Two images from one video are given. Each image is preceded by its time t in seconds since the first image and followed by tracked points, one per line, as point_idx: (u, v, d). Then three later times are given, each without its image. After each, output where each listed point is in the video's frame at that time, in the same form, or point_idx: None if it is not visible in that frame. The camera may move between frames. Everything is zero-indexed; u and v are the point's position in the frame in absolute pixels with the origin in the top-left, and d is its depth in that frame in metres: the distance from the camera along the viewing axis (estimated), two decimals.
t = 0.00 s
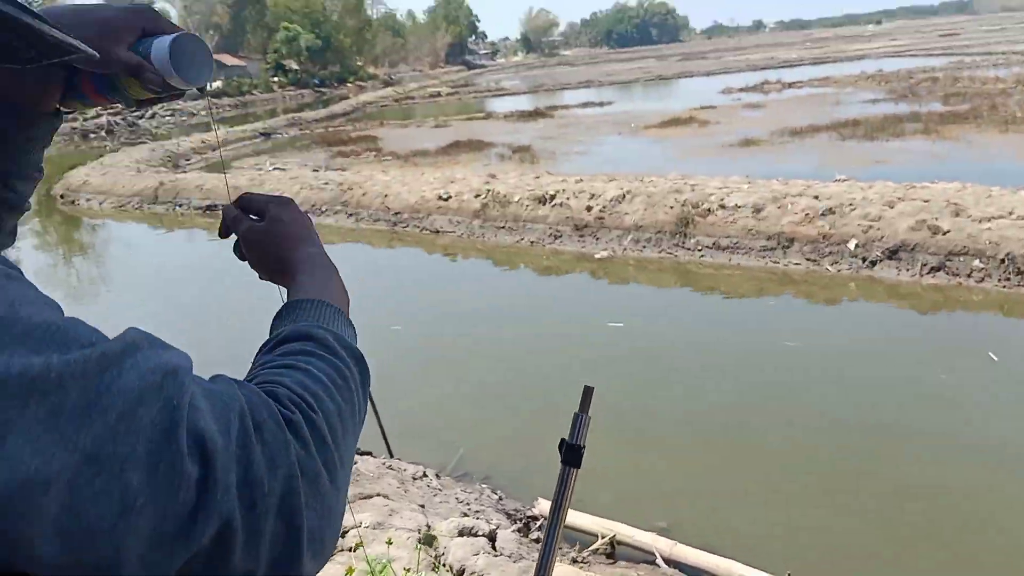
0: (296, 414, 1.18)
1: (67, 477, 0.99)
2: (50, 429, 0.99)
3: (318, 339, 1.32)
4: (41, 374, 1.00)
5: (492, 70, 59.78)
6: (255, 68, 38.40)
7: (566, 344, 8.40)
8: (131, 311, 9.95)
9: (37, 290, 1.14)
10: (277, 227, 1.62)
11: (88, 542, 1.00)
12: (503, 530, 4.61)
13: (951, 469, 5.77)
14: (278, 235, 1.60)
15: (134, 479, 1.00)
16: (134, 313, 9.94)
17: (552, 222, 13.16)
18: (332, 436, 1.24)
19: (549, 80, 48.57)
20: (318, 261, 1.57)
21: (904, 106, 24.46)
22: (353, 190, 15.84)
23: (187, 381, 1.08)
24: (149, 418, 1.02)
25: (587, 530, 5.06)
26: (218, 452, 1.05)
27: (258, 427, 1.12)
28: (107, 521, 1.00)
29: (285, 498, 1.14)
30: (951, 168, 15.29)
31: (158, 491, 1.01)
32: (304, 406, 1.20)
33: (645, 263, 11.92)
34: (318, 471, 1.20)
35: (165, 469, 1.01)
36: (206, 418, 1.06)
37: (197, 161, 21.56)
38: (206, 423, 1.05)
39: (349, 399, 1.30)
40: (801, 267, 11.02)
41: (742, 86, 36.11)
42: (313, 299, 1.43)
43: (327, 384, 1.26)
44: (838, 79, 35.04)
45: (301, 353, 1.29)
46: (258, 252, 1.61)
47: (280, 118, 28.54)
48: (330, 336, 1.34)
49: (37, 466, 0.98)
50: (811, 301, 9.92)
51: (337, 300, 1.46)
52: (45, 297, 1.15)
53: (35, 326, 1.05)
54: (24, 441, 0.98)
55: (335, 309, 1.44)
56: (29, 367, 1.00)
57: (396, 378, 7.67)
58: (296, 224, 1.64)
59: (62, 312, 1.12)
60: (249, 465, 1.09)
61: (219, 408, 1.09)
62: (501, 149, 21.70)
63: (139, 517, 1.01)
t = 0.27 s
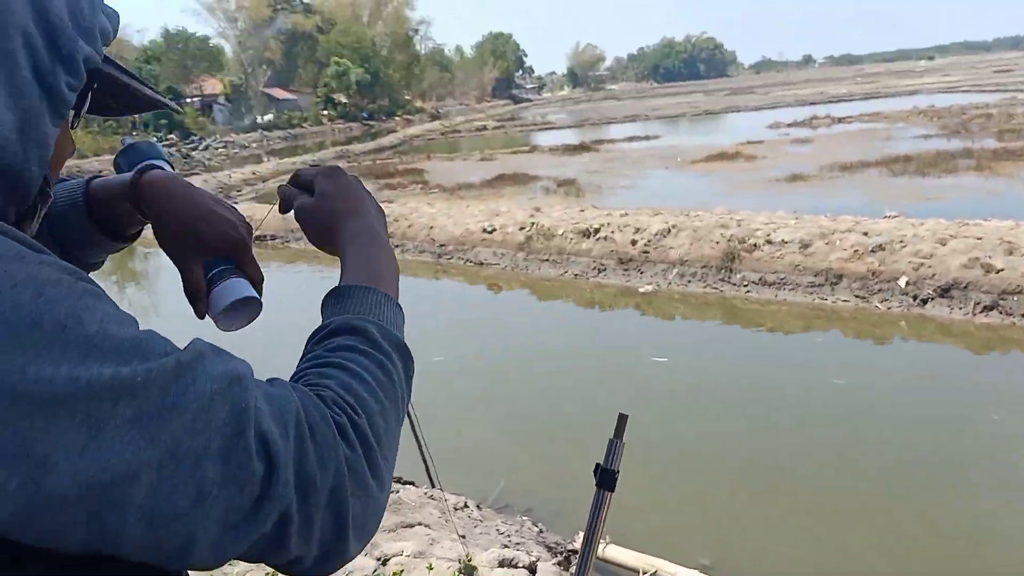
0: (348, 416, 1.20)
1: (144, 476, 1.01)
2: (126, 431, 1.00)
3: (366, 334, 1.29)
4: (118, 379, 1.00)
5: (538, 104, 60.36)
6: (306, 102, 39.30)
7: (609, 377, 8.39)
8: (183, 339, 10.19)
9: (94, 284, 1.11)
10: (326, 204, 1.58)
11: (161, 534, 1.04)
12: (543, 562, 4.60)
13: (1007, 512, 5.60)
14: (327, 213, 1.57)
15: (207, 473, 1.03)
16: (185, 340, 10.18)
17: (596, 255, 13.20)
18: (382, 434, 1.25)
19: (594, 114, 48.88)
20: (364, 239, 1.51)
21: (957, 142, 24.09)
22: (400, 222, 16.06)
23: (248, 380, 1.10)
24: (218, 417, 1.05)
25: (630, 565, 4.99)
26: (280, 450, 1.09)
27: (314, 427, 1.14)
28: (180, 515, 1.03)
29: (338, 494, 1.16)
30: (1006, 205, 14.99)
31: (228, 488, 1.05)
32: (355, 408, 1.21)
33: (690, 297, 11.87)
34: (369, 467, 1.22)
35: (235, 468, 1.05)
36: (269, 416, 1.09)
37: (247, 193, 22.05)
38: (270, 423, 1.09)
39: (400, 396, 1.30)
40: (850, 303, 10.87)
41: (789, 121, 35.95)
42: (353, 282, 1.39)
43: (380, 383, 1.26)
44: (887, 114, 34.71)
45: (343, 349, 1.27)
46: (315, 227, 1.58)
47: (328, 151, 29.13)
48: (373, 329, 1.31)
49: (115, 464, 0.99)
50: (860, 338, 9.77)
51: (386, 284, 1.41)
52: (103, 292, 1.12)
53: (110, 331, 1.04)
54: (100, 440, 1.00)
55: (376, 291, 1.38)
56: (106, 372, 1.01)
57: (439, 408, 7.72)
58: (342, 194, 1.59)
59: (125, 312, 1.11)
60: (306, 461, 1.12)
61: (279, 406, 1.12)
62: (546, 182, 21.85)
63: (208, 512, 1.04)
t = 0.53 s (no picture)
0: (391, 477, 1.17)
1: (204, 516, 0.99)
2: (193, 471, 0.99)
3: (406, 411, 1.29)
4: (190, 419, 1.00)
5: (582, 132, 60.58)
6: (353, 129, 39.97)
7: (652, 407, 8.31)
8: (229, 361, 10.37)
9: (168, 322, 1.12)
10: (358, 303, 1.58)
11: None
12: None
13: None
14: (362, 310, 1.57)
15: (261, 519, 1.01)
16: (232, 362, 10.35)
17: (640, 283, 13.15)
18: (422, 498, 1.22)
19: (638, 142, 48.89)
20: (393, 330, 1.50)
21: (1010, 171, 23.60)
22: (443, 248, 16.19)
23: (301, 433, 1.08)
24: (274, 465, 1.02)
25: None
26: (329, 503, 1.06)
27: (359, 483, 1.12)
28: (232, 560, 1.00)
29: (379, 551, 1.12)
30: None
31: (278, 537, 1.02)
32: (395, 469, 1.18)
33: (735, 327, 11.73)
34: (410, 528, 1.19)
35: (289, 514, 1.02)
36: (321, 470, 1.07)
37: (294, 218, 22.42)
38: (324, 476, 1.06)
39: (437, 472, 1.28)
40: (900, 334, 10.65)
41: (837, 148, 35.53)
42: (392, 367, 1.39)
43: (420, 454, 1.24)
44: (938, 143, 34.15)
45: (385, 423, 1.26)
46: (353, 331, 1.57)
47: (374, 177, 29.55)
48: (413, 406, 1.30)
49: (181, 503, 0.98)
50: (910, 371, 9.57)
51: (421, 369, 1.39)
52: (176, 328, 1.12)
53: (186, 374, 1.04)
54: (167, 479, 0.98)
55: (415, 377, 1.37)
56: (178, 412, 1.00)
57: (480, 435, 7.73)
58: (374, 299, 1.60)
59: (198, 354, 1.11)
60: (352, 513, 1.09)
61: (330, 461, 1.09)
62: (590, 209, 21.85)
63: (259, 558, 1.01)
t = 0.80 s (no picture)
0: (435, 478, 1.12)
1: (264, 517, 0.96)
2: (255, 474, 0.96)
3: (457, 415, 1.22)
4: (253, 427, 0.98)
5: (636, 157, 60.62)
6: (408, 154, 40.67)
7: (705, 435, 8.21)
8: (285, 381, 10.59)
9: (224, 342, 1.11)
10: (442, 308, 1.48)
11: None
12: None
13: None
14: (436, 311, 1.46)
15: (316, 519, 0.97)
16: (288, 382, 10.56)
17: (693, 309, 13.06)
18: (468, 504, 1.16)
19: (693, 167, 48.73)
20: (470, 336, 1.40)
21: None
22: (496, 272, 16.32)
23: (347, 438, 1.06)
24: (329, 470, 1.00)
25: None
26: (378, 506, 1.03)
27: (409, 485, 1.08)
28: (283, 559, 0.97)
29: (424, 556, 1.08)
30: None
31: (332, 535, 0.98)
32: (442, 471, 1.13)
33: (790, 355, 11.54)
34: (454, 534, 1.14)
35: (343, 515, 0.99)
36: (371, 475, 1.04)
37: (350, 242, 22.83)
38: (371, 479, 1.03)
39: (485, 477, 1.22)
40: (963, 365, 10.36)
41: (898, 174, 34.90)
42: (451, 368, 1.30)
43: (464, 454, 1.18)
44: (1004, 168, 33.34)
45: (429, 427, 1.19)
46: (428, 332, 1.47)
47: (429, 202, 29.99)
48: (464, 409, 1.23)
49: (245, 506, 0.95)
50: (973, 402, 9.30)
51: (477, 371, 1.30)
52: (231, 349, 1.12)
53: (247, 390, 1.02)
54: (233, 484, 0.95)
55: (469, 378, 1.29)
56: (241, 423, 0.98)
57: (529, 460, 7.73)
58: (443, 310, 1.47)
59: (252, 370, 1.09)
60: (399, 517, 1.05)
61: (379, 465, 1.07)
62: (643, 234, 21.84)
63: (314, 553, 0.98)
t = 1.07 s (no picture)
0: (456, 495, 1.10)
1: (303, 519, 0.94)
2: (298, 482, 0.95)
3: (466, 432, 1.18)
4: (302, 436, 0.97)
5: (689, 165, 60.14)
6: (460, 164, 40.98)
7: (757, 447, 8.09)
8: (337, 388, 10.75)
9: (280, 351, 1.10)
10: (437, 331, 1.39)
11: None
12: None
13: None
14: (430, 330, 1.37)
15: (345, 528, 0.96)
16: (340, 388, 10.72)
17: (746, 319, 12.92)
18: (483, 519, 1.14)
19: (747, 176, 48.16)
20: (468, 352, 1.33)
21: None
22: (545, 281, 16.33)
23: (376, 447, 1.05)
24: (361, 480, 0.99)
25: None
26: (405, 518, 1.01)
27: (433, 497, 1.06)
28: (316, 562, 0.95)
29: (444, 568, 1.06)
30: None
31: (360, 541, 0.97)
32: (461, 487, 1.11)
33: (846, 367, 11.32)
34: (471, 548, 1.11)
35: (373, 523, 0.98)
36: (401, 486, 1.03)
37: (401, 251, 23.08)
38: (400, 490, 1.01)
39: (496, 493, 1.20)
40: None
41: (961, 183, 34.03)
42: (447, 384, 1.26)
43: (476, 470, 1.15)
44: None
45: (438, 442, 1.17)
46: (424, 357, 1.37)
47: (479, 211, 30.15)
48: (470, 426, 1.20)
49: (287, 510, 0.94)
50: None
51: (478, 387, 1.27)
52: (287, 360, 1.10)
53: (297, 400, 1.01)
54: (278, 488, 0.94)
55: (468, 394, 1.25)
56: (291, 431, 0.97)
57: (577, 469, 7.71)
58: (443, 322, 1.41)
59: (301, 379, 1.08)
60: (423, 531, 1.03)
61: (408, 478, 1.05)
62: (695, 244, 21.65)
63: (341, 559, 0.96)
